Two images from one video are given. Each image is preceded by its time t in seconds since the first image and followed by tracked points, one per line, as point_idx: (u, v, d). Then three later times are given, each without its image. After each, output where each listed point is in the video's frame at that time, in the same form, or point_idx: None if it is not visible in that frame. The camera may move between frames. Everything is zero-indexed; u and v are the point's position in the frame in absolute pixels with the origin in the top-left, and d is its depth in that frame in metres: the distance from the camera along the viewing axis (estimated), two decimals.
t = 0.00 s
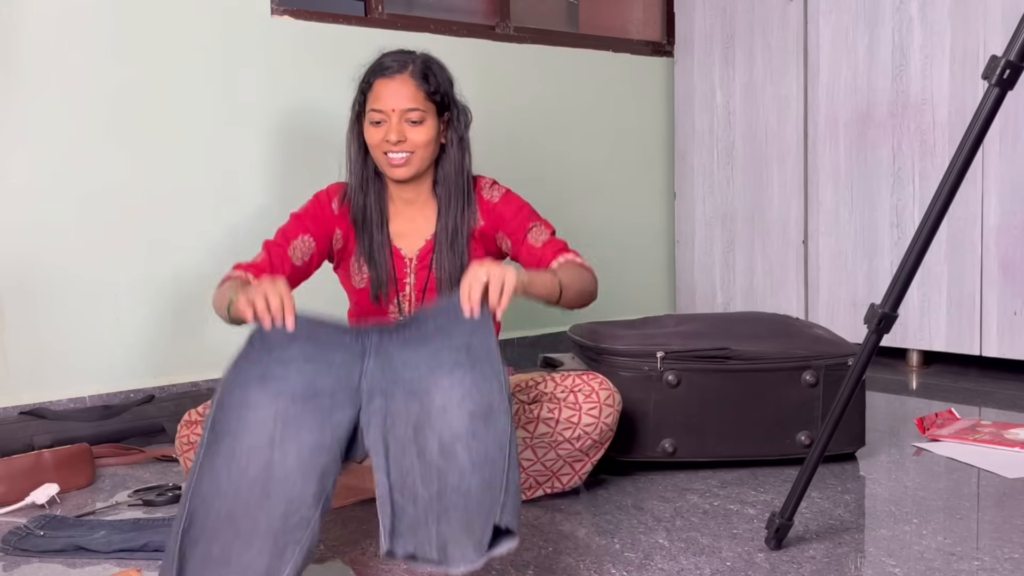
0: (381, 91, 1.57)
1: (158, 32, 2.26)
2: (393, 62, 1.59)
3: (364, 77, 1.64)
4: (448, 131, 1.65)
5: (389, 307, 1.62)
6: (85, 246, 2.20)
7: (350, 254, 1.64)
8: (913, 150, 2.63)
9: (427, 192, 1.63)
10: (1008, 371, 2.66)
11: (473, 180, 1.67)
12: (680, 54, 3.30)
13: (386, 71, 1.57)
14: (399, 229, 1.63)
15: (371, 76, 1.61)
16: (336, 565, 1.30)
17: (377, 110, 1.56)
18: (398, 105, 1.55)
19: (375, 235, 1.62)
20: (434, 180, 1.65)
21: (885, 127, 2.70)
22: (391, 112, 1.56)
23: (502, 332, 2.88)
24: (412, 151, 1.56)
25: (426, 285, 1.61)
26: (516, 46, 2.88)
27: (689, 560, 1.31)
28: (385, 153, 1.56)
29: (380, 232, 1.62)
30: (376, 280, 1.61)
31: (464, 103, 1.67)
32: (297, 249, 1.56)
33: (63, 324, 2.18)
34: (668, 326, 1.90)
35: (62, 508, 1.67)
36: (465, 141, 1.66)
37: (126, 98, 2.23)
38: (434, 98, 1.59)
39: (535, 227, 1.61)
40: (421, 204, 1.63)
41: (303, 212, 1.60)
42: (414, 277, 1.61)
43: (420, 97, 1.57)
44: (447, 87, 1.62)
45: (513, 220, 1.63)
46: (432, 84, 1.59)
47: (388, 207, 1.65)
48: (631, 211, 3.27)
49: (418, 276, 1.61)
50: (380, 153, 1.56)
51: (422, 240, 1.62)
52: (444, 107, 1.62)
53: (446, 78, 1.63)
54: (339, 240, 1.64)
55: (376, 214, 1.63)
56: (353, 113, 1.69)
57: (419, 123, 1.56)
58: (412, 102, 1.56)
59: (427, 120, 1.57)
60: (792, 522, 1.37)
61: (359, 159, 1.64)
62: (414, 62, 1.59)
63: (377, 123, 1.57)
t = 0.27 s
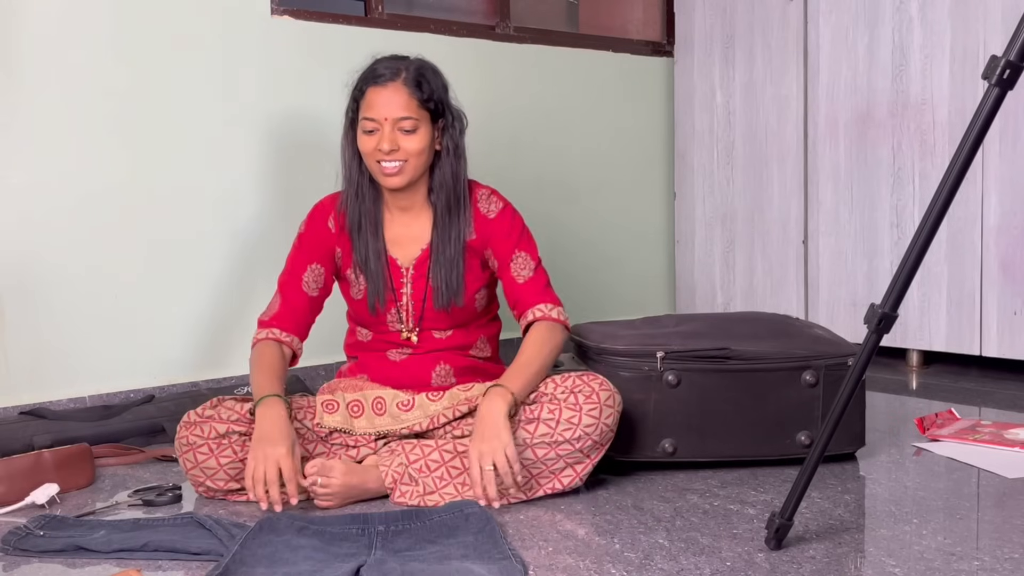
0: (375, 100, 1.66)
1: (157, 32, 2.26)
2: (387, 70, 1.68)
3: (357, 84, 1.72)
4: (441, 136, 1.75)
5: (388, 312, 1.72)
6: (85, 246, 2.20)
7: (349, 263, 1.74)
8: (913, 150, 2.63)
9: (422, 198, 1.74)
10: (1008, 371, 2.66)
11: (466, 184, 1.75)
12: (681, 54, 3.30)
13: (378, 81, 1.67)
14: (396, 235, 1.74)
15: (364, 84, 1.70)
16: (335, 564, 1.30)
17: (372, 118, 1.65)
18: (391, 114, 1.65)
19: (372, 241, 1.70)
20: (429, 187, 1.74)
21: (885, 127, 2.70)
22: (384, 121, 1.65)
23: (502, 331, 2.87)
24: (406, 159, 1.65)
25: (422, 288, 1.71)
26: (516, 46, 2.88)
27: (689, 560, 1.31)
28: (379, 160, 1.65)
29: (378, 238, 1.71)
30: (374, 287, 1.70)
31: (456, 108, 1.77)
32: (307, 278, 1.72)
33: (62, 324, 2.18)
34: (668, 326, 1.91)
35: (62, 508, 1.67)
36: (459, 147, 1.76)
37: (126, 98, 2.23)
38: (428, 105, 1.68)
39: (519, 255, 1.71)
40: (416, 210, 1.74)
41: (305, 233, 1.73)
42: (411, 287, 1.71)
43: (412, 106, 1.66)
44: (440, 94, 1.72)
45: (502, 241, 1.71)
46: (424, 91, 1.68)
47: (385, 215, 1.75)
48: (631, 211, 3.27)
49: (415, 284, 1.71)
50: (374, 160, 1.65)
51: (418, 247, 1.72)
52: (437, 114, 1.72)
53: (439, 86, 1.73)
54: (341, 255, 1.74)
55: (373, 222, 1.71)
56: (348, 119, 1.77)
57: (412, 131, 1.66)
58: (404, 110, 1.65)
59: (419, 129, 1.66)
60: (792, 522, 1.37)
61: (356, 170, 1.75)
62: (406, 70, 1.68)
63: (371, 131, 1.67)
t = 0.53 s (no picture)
0: (368, 104, 1.64)
1: (157, 33, 2.26)
2: (379, 73, 1.66)
3: (350, 87, 1.70)
4: (436, 137, 1.72)
5: (385, 315, 1.72)
6: (85, 246, 2.20)
7: (346, 267, 1.74)
8: (913, 150, 2.63)
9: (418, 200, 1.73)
10: (1008, 371, 2.66)
11: (462, 186, 1.74)
12: (681, 54, 3.30)
13: (371, 85, 1.65)
14: (393, 239, 1.73)
15: (357, 88, 1.68)
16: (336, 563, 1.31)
17: (366, 124, 1.64)
18: (384, 118, 1.63)
19: (368, 245, 1.70)
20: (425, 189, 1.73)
21: (885, 127, 2.70)
22: (378, 125, 1.63)
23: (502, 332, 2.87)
24: (401, 164, 1.64)
25: (419, 292, 1.71)
26: (516, 46, 2.88)
27: (689, 560, 1.31)
28: (374, 165, 1.64)
29: (375, 241, 1.70)
30: (371, 292, 1.70)
31: (450, 109, 1.74)
32: (308, 284, 1.71)
33: (63, 323, 2.18)
34: (668, 326, 1.91)
35: (62, 508, 1.67)
36: (454, 148, 1.74)
37: (125, 98, 2.22)
38: (421, 108, 1.66)
39: (511, 264, 1.70)
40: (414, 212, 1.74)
41: (303, 239, 1.72)
42: (409, 290, 1.71)
43: (405, 109, 1.64)
44: (434, 95, 1.70)
45: (498, 246, 1.71)
46: (418, 94, 1.66)
47: (382, 217, 1.74)
48: (631, 211, 3.27)
49: (412, 287, 1.71)
50: (369, 165, 1.64)
51: (415, 250, 1.72)
52: (432, 116, 1.70)
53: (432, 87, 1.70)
54: (339, 259, 1.74)
55: (369, 225, 1.71)
56: (342, 122, 1.75)
57: (406, 135, 1.64)
58: (397, 114, 1.63)
59: (413, 132, 1.65)
60: (792, 522, 1.37)
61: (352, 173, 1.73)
62: (398, 74, 1.66)
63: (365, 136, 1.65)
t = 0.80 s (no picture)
0: (365, 105, 1.64)
1: (157, 33, 2.26)
2: (376, 74, 1.65)
3: (348, 88, 1.70)
4: (434, 137, 1.72)
5: (384, 315, 1.72)
6: (85, 245, 2.20)
7: (345, 267, 1.74)
8: (913, 150, 2.63)
9: (417, 200, 1.73)
10: (1008, 370, 2.66)
11: (460, 185, 1.74)
12: (681, 54, 3.30)
13: (368, 85, 1.64)
14: (391, 239, 1.73)
15: (354, 88, 1.67)
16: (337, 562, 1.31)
17: (364, 124, 1.64)
18: (381, 119, 1.63)
19: (366, 246, 1.70)
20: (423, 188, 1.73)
21: (885, 127, 2.70)
22: (376, 126, 1.63)
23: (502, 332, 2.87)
24: (399, 164, 1.64)
25: (417, 291, 1.71)
26: (516, 46, 2.88)
27: (689, 560, 1.31)
28: (372, 166, 1.64)
29: (373, 241, 1.70)
30: (368, 292, 1.70)
31: (447, 108, 1.74)
32: (307, 284, 1.71)
33: (63, 323, 2.18)
34: (668, 326, 1.91)
35: (62, 508, 1.67)
36: (452, 148, 1.73)
37: (125, 97, 2.22)
38: (419, 108, 1.66)
39: (504, 265, 1.70)
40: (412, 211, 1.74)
41: (302, 240, 1.72)
42: (408, 290, 1.71)
43: (403, 110, 1.64)
44: (431, 95, 1.69)
45: (495, 246, 1.71)
46: (416, 94, 1.66)
47: (380, 217, 1.74)
48: (631, 211, 3.27)
49: (411, 287, 1.71)
50: (367, 166, 1.64)
51: (413, 250, 1.72)
52: (429, 116, 1.70)
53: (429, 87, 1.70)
54: (337, 260, 1.74)
55: (367, 225, 1.71)
56: (340, 122, 1.75)
57: (403, 136, 1.64)
58: (395, 115, 1.63)
59: (411, 133, 1.65)
60: (792, 522, 1.37)
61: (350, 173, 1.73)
62: (395, 74, 1.66)
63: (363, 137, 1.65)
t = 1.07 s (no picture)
0: (365, 105, 1.62)
1: (157, 33, 2.26)
2: (377, 74, 1.64)
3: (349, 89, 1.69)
4: (435, 137, 1.71)
5: (384, 315, 1.72)
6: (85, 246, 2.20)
7: (345, 266, 1.74)
8: (913, 150, 2.63)
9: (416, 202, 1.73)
10: (1008, 370, 2.66)
11: (461, 186, 1.73)
12: (681, 54, 3.30)
13: (368, 86, 1.63)
14: (391, 240, 1.73)
15: (355, 89, 1.66)
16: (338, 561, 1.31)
17: (364, 125, 1.62)
18: (381, 119, 1.62)
19: (366, 246, 1.70)
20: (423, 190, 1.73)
21: (885, 127, 2.70)
22: (376, 126, 1.62)
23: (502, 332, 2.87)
24: (400, 165, 1.62)
25: (417, 292, 1.71)
26: (516, 46, 2.88)
27: (689, 560, 1.31)
28: (372, 167, 1.62)
29: (373, 242, 1.70)
30: (368, 292, 1.70)
31: (448, 109, 1.73)
32: (308, 282, 1.71)
33: (62, 323, 2.18)
34: (668, 326, 1.91)
35: (62, 508, 1.67)
36: (453, 149, 1.73)
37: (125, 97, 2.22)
38: (419, 109, 1.65)
39: (507, 266, 1.70)
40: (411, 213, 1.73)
41: (304, 238, 1.72)
42: (407, 289, 1.71)
43: (403, 110, 1.62)
44: (432, 96, 1.68)
45: (496, 247, 1.71)
46: (416, 95, 1.65)
47: (381, 217, 1.74)
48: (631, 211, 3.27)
49: (411, 287, 1.71)
50: (367, 167, 1.62)
51: (414, 250, 1.72)
52: (430, 117, 1.68)
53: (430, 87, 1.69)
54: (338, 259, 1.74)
55: (367, 225, 1.71)
56: (341, 123, 1.75)
57: (403, 136, 1.63)
58: (395, 115, 1.62)
59: (411, 133, 1.63)
60: (792, 522, 1.37)
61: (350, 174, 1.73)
62: (396, 75, 1.65)
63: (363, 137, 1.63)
